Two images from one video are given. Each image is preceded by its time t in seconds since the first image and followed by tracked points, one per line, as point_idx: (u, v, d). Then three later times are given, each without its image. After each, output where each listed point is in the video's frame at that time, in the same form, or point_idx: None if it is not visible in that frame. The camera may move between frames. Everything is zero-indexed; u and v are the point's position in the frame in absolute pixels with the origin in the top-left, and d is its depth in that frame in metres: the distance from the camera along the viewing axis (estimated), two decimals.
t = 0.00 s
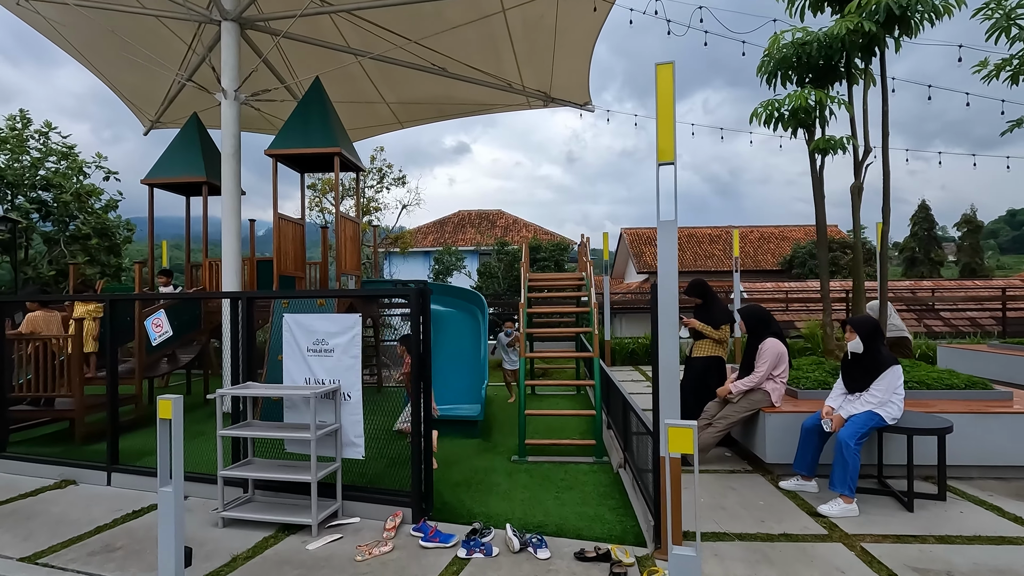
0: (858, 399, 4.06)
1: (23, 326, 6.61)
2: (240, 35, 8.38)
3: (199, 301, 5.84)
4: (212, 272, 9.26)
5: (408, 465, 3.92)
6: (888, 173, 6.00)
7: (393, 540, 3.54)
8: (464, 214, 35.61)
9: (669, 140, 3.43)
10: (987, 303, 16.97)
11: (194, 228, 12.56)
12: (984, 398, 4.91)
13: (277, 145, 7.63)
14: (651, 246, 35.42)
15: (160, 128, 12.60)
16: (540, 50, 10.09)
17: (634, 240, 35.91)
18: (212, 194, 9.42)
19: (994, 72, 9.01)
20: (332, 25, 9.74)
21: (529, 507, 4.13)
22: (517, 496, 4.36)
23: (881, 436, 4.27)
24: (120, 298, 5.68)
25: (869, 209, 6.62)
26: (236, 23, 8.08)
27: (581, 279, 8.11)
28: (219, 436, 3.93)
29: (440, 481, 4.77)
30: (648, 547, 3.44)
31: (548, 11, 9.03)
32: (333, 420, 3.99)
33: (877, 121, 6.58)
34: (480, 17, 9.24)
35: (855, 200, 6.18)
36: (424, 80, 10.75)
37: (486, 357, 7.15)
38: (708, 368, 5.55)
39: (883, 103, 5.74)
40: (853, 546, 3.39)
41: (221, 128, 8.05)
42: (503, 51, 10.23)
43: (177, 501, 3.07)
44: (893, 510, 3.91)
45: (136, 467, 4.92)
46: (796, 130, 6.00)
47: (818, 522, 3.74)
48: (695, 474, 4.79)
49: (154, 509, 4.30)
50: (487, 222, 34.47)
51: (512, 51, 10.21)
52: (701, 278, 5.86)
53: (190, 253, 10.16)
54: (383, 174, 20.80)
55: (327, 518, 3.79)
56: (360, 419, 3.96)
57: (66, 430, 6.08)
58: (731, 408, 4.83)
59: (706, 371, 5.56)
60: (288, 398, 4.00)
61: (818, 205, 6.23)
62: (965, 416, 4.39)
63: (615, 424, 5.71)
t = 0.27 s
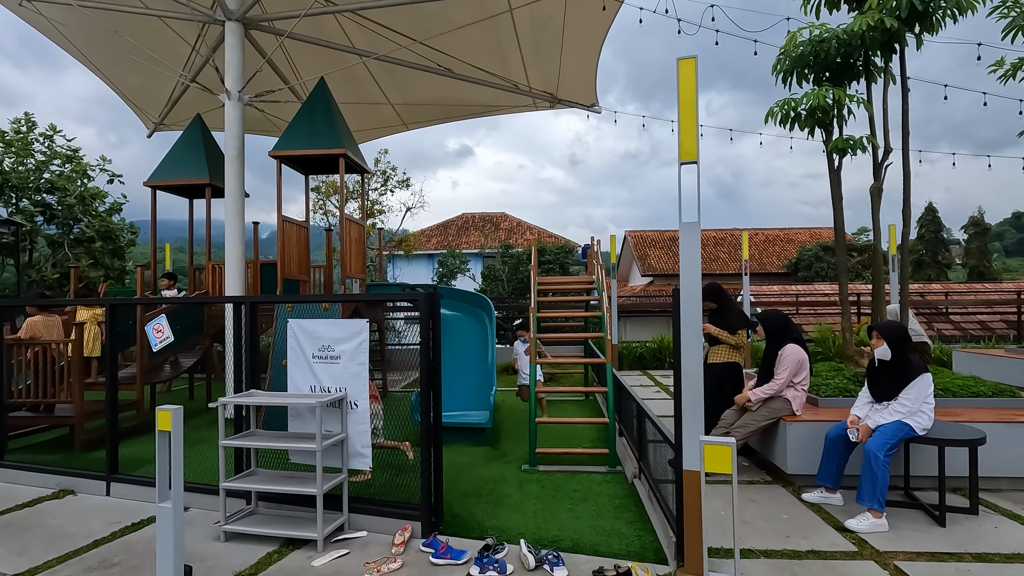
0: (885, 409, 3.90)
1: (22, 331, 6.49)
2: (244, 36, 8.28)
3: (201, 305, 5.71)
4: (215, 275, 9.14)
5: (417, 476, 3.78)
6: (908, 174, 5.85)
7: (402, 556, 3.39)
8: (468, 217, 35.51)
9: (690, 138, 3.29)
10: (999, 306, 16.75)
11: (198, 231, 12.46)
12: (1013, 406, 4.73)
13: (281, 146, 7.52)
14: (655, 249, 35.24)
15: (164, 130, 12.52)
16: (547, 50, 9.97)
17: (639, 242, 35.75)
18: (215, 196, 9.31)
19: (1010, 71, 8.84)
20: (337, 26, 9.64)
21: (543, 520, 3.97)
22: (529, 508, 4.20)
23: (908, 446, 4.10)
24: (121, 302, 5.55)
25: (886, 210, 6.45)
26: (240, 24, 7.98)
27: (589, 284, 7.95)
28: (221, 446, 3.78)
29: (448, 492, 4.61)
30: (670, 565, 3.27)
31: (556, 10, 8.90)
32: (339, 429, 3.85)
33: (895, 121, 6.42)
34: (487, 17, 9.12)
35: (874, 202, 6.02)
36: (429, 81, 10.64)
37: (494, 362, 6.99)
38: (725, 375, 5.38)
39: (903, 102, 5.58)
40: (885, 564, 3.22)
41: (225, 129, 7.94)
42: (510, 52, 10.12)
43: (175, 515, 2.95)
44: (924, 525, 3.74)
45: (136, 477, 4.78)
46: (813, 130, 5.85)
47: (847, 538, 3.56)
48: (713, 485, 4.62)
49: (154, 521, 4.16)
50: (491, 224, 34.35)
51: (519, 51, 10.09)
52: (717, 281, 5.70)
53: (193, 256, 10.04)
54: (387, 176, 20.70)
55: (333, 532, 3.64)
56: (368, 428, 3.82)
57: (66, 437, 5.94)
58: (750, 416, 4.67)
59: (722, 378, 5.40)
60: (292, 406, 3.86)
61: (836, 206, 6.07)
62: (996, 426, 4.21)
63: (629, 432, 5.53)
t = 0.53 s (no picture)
0: (914, 412, 3.75)
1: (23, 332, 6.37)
2: (248, 32, 8.17)
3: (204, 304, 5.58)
4: (219, 275, 9.03)
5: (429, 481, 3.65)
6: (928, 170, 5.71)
7: (414, 565, 3.26)
8: (471, 217, 35.40)
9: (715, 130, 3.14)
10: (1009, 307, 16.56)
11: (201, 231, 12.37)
12: None
13: (286, 144, 7.41)
14: (659, 250, 35.08)
15: (167, 130, 12.44)
16: (554, 47, 9.85)
17: (643, 243, 35.60)
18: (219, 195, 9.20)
19: None
20: (342, 23, 9.54)
21: (559, 527, 3.83)
22: (544, 515, 4.07)
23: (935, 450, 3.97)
24: (123, 302, 5.43)
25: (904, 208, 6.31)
26: (244, 20, 7.87)
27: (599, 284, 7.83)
28: (226, 450, 3.66)
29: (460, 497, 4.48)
30: (694, 575, 3.14)
31: (564, 6, 8.78)
32: (348, 433, 3.72)
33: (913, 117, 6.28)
34: (493, 13, 9.01)
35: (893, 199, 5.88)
36: (435, 79, 10.54)
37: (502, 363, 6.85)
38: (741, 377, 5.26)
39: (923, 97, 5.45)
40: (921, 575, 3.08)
41: (229, 127, 7.83)
42: (516, 49, 10.00)
43: (180, 523, 2.85)
44: (955, 533, 3.60)
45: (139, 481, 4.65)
46: (831, 126, 5.72)
47: (877, 547, 3.42)
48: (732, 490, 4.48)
49: (156, 528, 4.03)
50: (494, 225, 34.23)
51: (525, 48, 9.97)
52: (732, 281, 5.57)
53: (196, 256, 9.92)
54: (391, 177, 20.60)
55: (342, 539, 3.51)
56: (378, 431, 3.69)
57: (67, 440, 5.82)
58: (770, 419, 4.54)
59: (739, 380, 5.27)
60: (300, 409, 3.74)
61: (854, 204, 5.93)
62: None
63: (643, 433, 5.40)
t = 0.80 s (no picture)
0: (950, 418, 3.62)
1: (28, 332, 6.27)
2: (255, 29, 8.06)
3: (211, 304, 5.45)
4: (225, 275, 8.92)
5: (448, 488, 3.53)
6: (952, 168, 5.57)
7: None
8: (474, 218, 35.31)
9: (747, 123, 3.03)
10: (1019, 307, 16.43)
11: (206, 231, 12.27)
12: None
13: (293, 143, 7.30)
14: (663, 251, 34.94)
15: (172, 129, 12.37)
16: (564, 44, 9.73)
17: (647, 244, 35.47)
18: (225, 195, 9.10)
19: None
20: (349, 20, 9.44)
21: (580, 536, 3.70)
22: (564, 523, 3.94)
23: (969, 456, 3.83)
24: (129, 303, 5.32)
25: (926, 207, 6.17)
26: (251, 17, 7.76)
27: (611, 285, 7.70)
28: (237, 456, 3.54)
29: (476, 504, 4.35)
30: None
31: (574, 3, 8.66)
32: (363, 438, 3.60)
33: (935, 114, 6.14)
34: (502, 9, 8.89)
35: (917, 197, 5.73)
36: (442, 77, 10.42)
37: (513, 365, 6.73)
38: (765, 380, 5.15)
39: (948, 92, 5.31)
40: None
41: (236, 125, 7.72)
42: (525, 46, 9.89)
43: (190, 536, 2.73)
44: (994, 543, 3.46)
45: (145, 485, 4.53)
46: (853, 122, 5.58)
47: (914, 558, 3.28)
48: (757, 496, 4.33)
49: (164, 535, 3.92)
50: (498, 226, 34.10)
51: (534, 46, 9.86)
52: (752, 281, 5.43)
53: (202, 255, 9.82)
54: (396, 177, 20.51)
55: (357, 548, 3.39)
56: (393, 436, 3.57)
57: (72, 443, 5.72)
58: (796, 423, 4.39)
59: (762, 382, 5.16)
60: (313, 413, 3.62)
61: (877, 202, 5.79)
62: None
63: (661, 437, 5.27)
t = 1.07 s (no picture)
0: (990, 427, 3.49)
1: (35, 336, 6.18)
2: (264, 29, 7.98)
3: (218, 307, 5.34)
4: (232, 277, 8.83)
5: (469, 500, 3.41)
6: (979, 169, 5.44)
7: None
8: (479, 219, 35.22)
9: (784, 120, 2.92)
10: None
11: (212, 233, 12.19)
12: None
13: (303, 144, 7.20)
14: (669, 252, 34.80)
15: (178, 130, 12.31)
16: (575, 44, 9.63)
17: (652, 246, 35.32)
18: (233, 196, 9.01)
19: None
20: (358, 20, 9.35)
21: (605, 549, 3.57)
22: (587, 534, 3.81)
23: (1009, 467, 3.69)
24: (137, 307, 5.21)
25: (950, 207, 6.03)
26: (260, 17, 7.67)
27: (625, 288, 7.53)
28: (252, 466, 3.42)
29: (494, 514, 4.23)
30: None
31: (586, 2, 8.56)
32: (381, 447, 3.49)
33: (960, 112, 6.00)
34: (513, 9, 8.79)
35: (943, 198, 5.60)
36: (451, 77, 10.33)
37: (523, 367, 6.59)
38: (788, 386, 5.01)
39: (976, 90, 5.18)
40: None
41: (244, 126, 7.63)
42: (535, 46, 9.78)
43: (207, 551, 2.62)
44: None
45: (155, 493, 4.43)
46: (879, 122, 5.44)
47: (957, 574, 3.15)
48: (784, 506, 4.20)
49: (175, 546, 3.80)
50: (502, 227, 34.00)
51: (544, 46, 9.75)
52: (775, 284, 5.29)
53: (210, 257, 9.73)
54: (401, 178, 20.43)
55: (376, 562, 3.28)
56: (413, 445, 3.45)
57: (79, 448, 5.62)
58: (823, 431, 4.27)
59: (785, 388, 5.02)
60: (329, 421, 3.51)
61: (901, 204, 5.65)
62: None
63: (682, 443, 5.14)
